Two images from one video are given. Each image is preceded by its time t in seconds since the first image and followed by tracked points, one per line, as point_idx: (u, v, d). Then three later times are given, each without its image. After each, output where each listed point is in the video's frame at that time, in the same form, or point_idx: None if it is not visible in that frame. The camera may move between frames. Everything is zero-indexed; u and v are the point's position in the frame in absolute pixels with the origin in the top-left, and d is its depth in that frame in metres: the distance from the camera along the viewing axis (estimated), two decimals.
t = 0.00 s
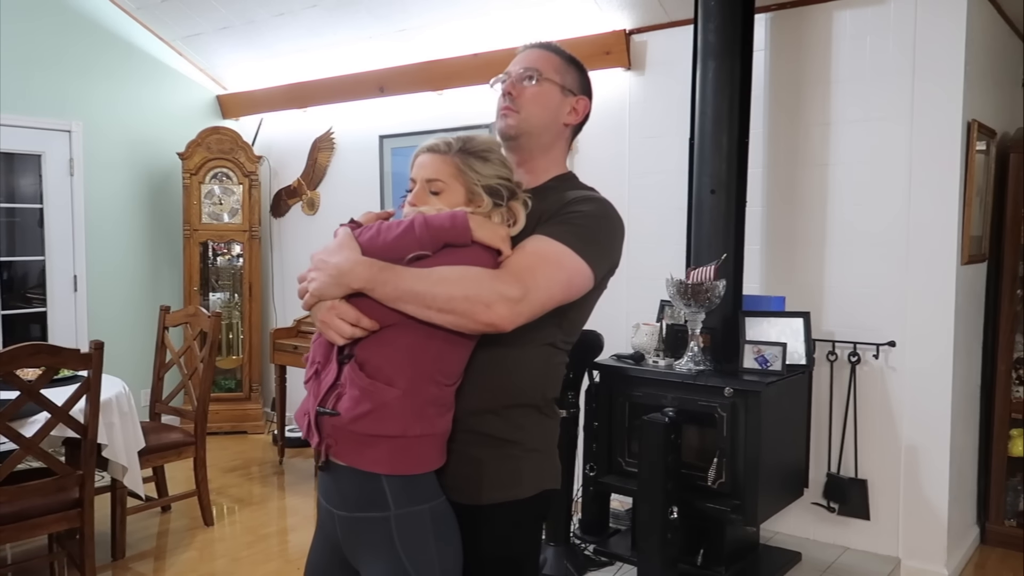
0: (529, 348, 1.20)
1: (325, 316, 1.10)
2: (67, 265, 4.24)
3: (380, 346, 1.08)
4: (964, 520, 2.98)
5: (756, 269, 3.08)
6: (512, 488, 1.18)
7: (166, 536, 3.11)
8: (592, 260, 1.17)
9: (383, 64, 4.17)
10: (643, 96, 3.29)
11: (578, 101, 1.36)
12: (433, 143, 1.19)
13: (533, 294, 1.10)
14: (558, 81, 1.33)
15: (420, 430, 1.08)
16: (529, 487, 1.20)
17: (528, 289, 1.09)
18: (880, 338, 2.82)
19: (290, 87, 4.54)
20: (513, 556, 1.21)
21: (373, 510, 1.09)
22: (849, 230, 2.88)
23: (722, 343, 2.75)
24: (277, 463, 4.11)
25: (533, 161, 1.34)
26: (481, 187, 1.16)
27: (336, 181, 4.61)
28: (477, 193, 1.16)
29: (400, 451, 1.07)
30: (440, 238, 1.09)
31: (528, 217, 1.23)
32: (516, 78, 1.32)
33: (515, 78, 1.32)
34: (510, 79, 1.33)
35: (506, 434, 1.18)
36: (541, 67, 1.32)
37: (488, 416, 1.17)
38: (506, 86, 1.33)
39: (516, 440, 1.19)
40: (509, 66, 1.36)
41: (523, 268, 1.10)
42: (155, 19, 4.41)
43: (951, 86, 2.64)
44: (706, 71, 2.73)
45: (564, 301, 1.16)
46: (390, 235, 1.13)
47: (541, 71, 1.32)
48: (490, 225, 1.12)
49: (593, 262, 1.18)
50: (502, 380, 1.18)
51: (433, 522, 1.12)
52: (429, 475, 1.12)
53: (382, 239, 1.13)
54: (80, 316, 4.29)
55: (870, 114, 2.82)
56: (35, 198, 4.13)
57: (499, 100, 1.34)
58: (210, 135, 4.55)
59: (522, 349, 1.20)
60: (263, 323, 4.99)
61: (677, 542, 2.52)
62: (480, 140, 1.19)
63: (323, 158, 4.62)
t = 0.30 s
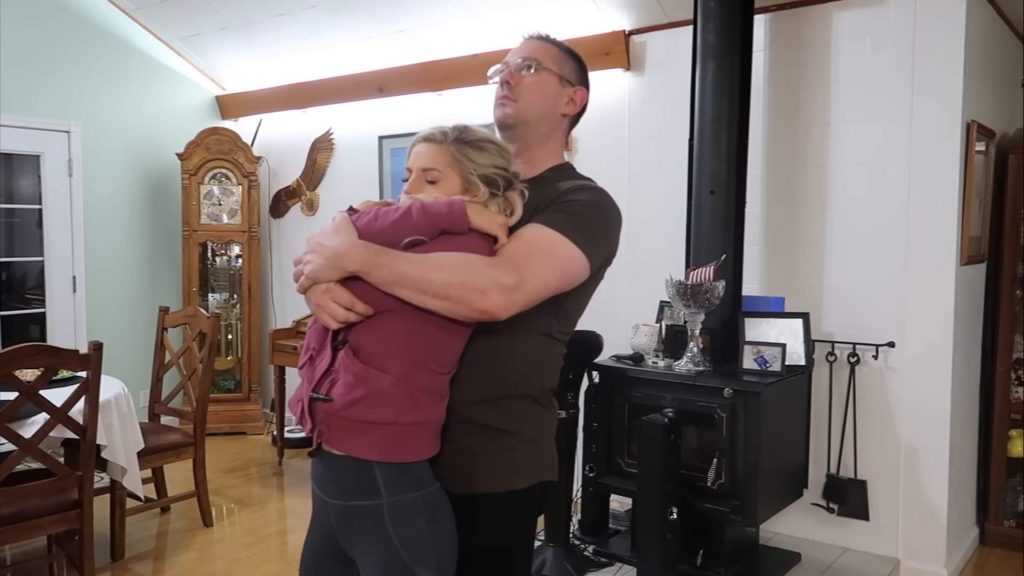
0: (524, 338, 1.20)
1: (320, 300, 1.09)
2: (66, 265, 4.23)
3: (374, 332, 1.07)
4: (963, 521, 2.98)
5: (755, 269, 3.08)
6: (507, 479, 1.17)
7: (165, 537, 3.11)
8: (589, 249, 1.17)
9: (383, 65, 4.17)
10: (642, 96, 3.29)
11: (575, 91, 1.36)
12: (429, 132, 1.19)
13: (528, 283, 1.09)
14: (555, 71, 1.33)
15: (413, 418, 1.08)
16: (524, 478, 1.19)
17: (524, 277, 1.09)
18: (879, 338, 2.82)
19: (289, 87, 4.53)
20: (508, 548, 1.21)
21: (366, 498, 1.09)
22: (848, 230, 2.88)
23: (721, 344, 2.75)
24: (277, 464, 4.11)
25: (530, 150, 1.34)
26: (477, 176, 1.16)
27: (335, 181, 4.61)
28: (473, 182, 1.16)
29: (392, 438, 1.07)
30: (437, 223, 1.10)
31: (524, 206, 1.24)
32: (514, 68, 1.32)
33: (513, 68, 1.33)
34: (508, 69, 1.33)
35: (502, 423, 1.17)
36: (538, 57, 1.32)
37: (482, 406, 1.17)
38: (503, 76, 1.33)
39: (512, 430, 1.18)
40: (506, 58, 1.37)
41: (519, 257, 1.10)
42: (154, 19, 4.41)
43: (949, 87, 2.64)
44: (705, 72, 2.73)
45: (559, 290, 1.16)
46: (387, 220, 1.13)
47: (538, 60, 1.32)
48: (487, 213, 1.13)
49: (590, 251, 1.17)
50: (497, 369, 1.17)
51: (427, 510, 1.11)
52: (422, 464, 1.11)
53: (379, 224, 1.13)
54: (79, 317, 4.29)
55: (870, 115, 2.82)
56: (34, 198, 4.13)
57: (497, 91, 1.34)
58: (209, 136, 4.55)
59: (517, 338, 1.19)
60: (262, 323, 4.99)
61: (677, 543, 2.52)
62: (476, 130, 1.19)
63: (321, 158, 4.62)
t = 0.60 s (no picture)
0: (527, 324, 1.20)
1: (324, 275, 1.09)
2: (68, 265, 4.24)
3: (377, 311, 1.07)
4: (966, 522, 2.97)
5: (757, 269, 3.07)
6: (509, 468, 1.17)
7: (167, 537, 3.11)
8: (593, 236, 1.17)
9: (385, 64, 4.17)
10: (644, 96, 3.28)
11: (580, 83, 1.36)
12: (436, 118, 1.19)
13: (531, 265, 1.09)
14: (560, 63, 1.33)
15: (414, 399, 1.08)
16: (526, 467, 1.19)
17: (528, 261, 1.09)
18: (881, 338, 2.82)
19: (291, 87, 4.53)
20: (512, 538, 1.21)
21: (366, 482, 1.09)
22: (850, 229, 2.88)
23: (724, 345, 2.74)
24: (278, 463, 4.11)
25: (537, 142, 1.34)
26: (483, 163, 1.16)
27: (337, 181, 4.61)
28: (479, 167, 1.16)
29: (393, 419, 1.07)
30: (443, 205, 1.09)
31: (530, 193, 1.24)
32: (518, 62, 1.33)
33: (517, 62, 1.33)
34: (513, 63, 1.33)
35: (504, 410, 1.17)
36: (543, 51, 1.33)
37: (484, 393, 1.16)
38: (508, 70, 1.33)
39: (513, 417, 1.18)
40: (509, 52, 1.37)
41: (523, 240, 1.10)
42: (156, 19, 4.41)
43: (952, 88, 2.63)
44: (707, 73, 2.72)
45: (563, 276, 1.16)
46: (393, 201, 1.12)
47: (543, 54, 1.33)
48: (493, 197, 1.12)
49: (594, 238, 1.17)
50: (499, 355, 1.17)
51: (426, 493, 1.11)
52: (422, 446, 1.11)
53: (385, 204, 1.12)
54: (81, 317, 4.30)
55: (873, 116, 2.81)
56: (37, 198, 4.13)
57: (502, 85, 1.34)
58: (211, 137, 4.56)
59: (520, 323, 1.19)
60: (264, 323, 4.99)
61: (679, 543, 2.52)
62: (482, 117, 1.19)
63: (324, 159, 4.61)
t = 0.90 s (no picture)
0: (532, 340, 1.20)
1: (326, 301, 1.09)
2: (68, 264, 4.24)
3: (381, 335, 1.07)
4: (966, 521, 2.97)
5: (757, 269, 3.07)
6: (512, 480, 1.17)
7: (167, 536, 3.11)
8: (594, 251, 1.17)
9: (384, 64, 4.17)
10: (643, 95, 3.29)
11: (587, 101, 1.35)
12: (435, 141, 1.20)
13: (533, 285, 1.10)
14: (567, 82, 1.32)
15: (419, 420, 1.08)
16: (528, 478, 1.19)
17: (529, 280, 1.10)
18: (881, 338, 2.82)
19: (291, 87, 4.53)
20: (513, 545, 1.20)
21: (371, 506, 1.08)
22: (850, 229, 2.87)
23: (724, 344, 2.74)
24: (278, 463, 4.11)
25: (541, 159, 1.34)
26: (481, 184, 1.17)
27: (337, 181, 4.61)
28: (477, 189, 1.16)
29: (398, 440, 1.07)
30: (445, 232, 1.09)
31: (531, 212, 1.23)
32: (526, 80, 1.32)
33: (524, 79, 1.32)
34: (521, 81, 1.32)
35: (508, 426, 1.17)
36: (550, 70, 1.31)
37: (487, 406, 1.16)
38: (515, 88, 1.32)
39: (517, 431, 1.18)
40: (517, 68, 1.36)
41: (524, 260, 1.10)
42: (156, 19, 4.41)
43: (951, 87, 2.63)
44: (707, 71, 2.72)
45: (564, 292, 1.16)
46: (394, 226, 1.11)
47: (551, 73, 1.31)
48: (493, 220, 1.12)
49: (594, 252, 1.17)
50: (502, 370, 1.17)
51: (429, 522, 1.11)
52: (426, 465, 1.11)
53: (387, 230, 1.11)
54: (81, 316, 4.30)
55: (874, 116, 2.81)
56: (37, 198, 4.13)
57: (509, 102, 1.33)
58: (211, 136, 4.55)
59: (526, 339, 1.19)
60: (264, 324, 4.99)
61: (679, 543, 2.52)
62: (481, 140, 1.20)
63: (323, 159, 4.62)
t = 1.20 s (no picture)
0: (534, 328, 1.20)
1: (328, 283, 1.09)
2: (66, 264, 4.23)
3: (382, 318, 1.07)
4: (964, 520, 2.98)
5: (755, 268, 3.08)
6: (513, 471, 1.17)
7: (165, 536, 3.10)
8: (594, 238, 1.18)
9: (383, 63, 4.17)
10: (641, 95, 3.29)
11: (591, 97, 1.37)
12: (445, 121, 1.20)
13: (535, 271, 1.10)
14: (573, 76, 1.34)
15: (421, 404, 1.07)
16: (529, 470, 1.18)
17: (530, 265, 1.09)
18: (879, 337, 2.82)
19: (289, 86, 4.53)
20: (511, 539, 1.19)
21: (367, 485, 1.08)
22: (848, 229, 2.88)
23: (722, 344, 2.74)
24: (276, 462, 4.11)
25: (545, 149, 1.33)
26: (483, 167, 1.17)
27: (335, 180, 4.61)
28: (478, 171, 1.16)
29: (400, 424, 1.07)
30: (447, 214, 1.10)
31: (532, 203, 1.23)
32: (533, 71, 1.33)
33: (531, 71, 1.33)
34: (527, 72, 1.33)
35: (509, 415, 1.17)
36: (557, 62, 1.33)
37: (490, 397, 1.16)
38: (522, 79, 1.33)
39: (518, 420, 1.18)
40: (522, 62, 1.37)
41: (525, 246, 1.10)
42: (154, 18, 4.41)
43: (949, 87, 2.63)
44: (705, 71, 2.72)
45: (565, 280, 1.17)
46: (397, 209, 1.12)
47: (557, 65, 1.33)
48: (494, 205, 1.13)
49: (595, 240, 1.18)
50: (504, 360, 1.17)
51: (427, 500, 1.11)
52: (426, 452, 1.11)
53: (390, 212, 1.12)
54: (79, 316, 4.29)
55: (872, 115, 2.81)
56: (35, 197, 4.13)
57: (514, 92, 1.34)
58: (209, 135, 4.55)
59: (528, 327, 1.19)
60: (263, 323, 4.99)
61: (677, 542, 2.53)
62: (489, 127, 1.21)
63: (322, 158, 4.62)
